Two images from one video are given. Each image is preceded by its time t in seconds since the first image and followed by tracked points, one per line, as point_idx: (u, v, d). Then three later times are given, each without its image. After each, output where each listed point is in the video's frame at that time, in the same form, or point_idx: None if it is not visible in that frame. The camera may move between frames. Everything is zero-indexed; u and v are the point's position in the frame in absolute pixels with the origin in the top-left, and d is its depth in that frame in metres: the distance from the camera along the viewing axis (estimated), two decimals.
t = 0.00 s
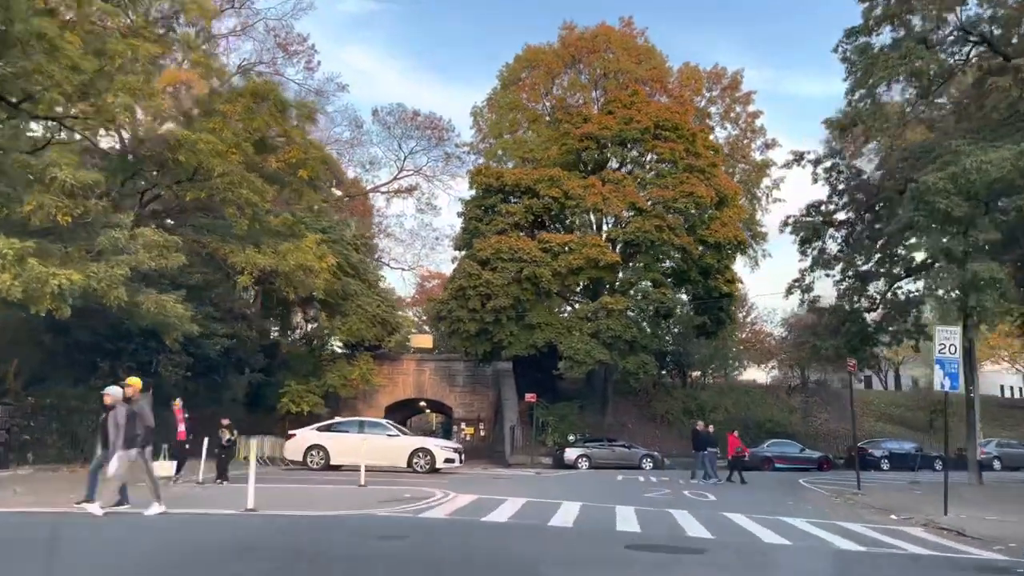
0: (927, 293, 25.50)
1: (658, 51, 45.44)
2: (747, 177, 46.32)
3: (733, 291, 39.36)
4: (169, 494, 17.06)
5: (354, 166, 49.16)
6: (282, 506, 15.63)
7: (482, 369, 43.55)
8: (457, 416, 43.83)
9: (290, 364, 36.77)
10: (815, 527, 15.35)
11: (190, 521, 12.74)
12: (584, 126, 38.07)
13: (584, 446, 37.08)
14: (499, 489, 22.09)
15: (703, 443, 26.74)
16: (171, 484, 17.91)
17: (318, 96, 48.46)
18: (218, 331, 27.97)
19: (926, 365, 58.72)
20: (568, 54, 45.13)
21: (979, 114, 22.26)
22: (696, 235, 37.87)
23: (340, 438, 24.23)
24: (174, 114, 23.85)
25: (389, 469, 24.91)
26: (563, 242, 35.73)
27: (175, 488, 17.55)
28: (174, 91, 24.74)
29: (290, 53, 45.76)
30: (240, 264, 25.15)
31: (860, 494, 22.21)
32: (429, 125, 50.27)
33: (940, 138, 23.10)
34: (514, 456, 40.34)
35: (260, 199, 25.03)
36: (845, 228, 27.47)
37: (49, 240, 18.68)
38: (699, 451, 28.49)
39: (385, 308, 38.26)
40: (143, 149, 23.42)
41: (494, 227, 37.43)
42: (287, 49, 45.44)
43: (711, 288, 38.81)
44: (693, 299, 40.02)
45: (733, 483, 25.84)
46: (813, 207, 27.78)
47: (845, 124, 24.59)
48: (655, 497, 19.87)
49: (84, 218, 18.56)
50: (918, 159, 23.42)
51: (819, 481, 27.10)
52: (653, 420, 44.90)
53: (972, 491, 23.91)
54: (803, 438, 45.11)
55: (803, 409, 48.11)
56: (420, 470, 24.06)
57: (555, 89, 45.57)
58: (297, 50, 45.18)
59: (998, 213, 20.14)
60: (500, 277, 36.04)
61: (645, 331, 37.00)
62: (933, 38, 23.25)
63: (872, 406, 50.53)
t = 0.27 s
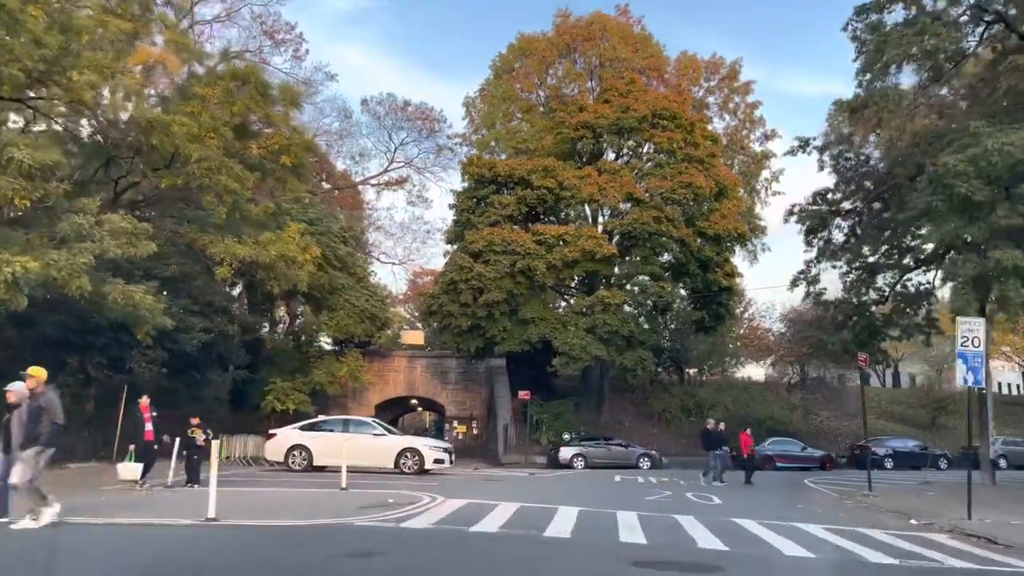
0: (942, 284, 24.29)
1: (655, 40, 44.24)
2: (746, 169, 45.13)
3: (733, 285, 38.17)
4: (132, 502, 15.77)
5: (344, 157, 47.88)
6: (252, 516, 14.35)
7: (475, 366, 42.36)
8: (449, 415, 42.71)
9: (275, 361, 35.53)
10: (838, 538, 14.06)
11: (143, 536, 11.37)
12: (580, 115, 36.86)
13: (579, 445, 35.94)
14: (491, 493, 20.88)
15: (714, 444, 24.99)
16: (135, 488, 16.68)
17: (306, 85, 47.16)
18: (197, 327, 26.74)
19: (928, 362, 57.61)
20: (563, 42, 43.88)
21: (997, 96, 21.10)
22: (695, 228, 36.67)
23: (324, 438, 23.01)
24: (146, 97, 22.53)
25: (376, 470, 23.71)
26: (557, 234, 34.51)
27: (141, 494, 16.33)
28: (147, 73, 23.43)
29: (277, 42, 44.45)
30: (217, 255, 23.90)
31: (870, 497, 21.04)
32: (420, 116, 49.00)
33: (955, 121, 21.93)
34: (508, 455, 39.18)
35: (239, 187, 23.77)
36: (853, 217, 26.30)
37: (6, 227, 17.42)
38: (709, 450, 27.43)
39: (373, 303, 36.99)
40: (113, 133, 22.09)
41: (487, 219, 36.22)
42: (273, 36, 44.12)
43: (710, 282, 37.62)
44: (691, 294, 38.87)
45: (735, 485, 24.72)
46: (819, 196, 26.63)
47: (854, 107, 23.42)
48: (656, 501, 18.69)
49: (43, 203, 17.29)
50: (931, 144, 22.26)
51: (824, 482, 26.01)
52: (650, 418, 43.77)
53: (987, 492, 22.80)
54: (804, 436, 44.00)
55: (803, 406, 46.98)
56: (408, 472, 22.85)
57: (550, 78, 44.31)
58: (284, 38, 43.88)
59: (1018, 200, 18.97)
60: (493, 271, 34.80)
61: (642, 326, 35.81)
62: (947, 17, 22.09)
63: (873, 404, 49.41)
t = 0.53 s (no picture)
0: (955, 275, 23.12)
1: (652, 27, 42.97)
2: (745, 160, 43.92)
3: (733, 278, 36.98)
4: (90, 511, 14.50)
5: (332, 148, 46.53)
6: (218, 527, 13.08)
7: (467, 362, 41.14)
8: (440, 412, 41.49)
9: (259, 357, 34.26)
10: (863, 549, 12.83)
11: (91, 554, 10.11)
12: (574, 103, 35.62)
13: (574, 444, 34.79)
14: (482, 495, 19.64)
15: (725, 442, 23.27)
16: (97, 494, 15.43)
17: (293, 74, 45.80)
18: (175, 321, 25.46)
19: (930, 357, 56.49)
20: (557, 29, 42.58)
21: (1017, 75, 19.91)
22: (694, 219, 35.45)
23: (306, 438, 21.77)
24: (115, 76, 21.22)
25: (361, 471, 22.49)
26: (552, 225, 33.27)
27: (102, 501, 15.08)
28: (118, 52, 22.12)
29: (262, 29, 43.10)
30: (194, 244, 22.38)
31: (883, 499, 19.87)
32: (410, 106, 47.71)
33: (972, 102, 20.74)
34: (500, 454, 37.98)
35: (216, 173, 22.48)
36: (862, 205, 25.10)
37: None
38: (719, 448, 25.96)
39: (361, 297, 35.70)
40: (79, 115, 20.76)
41: (479, 210, 34.96)
42: (259, 23, 42.76)
43: (709, 275, 36.40)
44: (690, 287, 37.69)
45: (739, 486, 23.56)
46: (826, 183, 25.42)
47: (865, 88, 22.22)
48: (659, 505, 17.50)
49: None
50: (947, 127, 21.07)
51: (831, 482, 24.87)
52: (647, 415, 42.61)
53: (1004, 494, 21.68)
54: (805, 434, 42.87)
55: (804, 403, 45.85)
56: (394, 473, 21.64)
57: (544, 66, 43.04)
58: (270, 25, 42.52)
59: None
60: (485, 263, 33.54)
61: (640, 321, 34.58)
62: None
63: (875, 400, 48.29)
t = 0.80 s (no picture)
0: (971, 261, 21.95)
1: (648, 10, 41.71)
2: (744, 148, 42.74)
3: (733, 269, 35.80)
4: (39, 518, 13.20)
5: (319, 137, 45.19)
6: (178, 539, 11.75)
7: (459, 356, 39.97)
8: (431, 408, 40.27)
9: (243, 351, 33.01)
10: (889, 556, 11.68)
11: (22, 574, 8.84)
12: (569, 87, 34.41)
13: (570, 440, 33.69)
14: (472, 496, 18.39)
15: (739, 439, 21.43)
16: (50, 500, 14.17)
17: (279, 60, 44.38)
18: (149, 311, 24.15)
19: (931, 351, 55.52)
20: (551, 13, 41.29)
21: None
22: (693, 207, 34.25)
23: (285, 434, 20.49)
24: (79, 50, 19.86)
25: (344, 469, 21.22)
26: (546, 213, 32.01)
27: (54, 508, 13.83)
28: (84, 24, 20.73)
29: (246, 13, 41.70)
30: (166, 230, 20.98)
31: (900, 498, 18.68)
32: (399, 93, 46.40)
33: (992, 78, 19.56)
34: (493, 450, 36.77)
35: (190, 154, 21.15)
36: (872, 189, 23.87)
37: None
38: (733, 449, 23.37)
39: (348, 288, 34.39)
40: (42, 91, 19.39)
41: (470, 198, 33.70)
42: (243, 6, 41.37)
43: (709, 265, 35.21)
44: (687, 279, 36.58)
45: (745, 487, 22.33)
46: (834, 167, 24.22)
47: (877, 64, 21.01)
48: (661, 507, 16.30)
49: None
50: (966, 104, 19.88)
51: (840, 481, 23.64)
52: (643, 410, 41.48)
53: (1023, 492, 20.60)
54: (807, 428, 41.79)
55: (804, 398, 44.74)
56: (379, 471, 20.38)
57: (537, 51, 41.78)
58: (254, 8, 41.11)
59: None
60: (477, 252, 32.24)
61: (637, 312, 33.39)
62: None
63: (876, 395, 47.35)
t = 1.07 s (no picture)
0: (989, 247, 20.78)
1: None
2: (743, 135, 41.52)
3: (733, 258, 34.59)
4: None
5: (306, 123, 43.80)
6: (125, 554, 10.51)
7: (450, 349, 38.76)
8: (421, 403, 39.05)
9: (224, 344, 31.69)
10: (921, 566, 10.50)
11: None
12: (564, 69, 33.10)
13: (564, 436, 32.49)
14: (461, 497, 17.14)
15: (754, 434, 19.76)
16: None
17: (263, 44, 42.94)
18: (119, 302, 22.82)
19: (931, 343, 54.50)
20: None
21: None
22: (692, 194, 33.01)
23: (261, 431, 19.18)
24: (39, 20, 18.48)
25: (325, 468, 19.94)
26: (540, 200, 30.71)
27: None
28: None
29: None
30: (134, 214, 19.61)
31: (916, 498, 17.53)
32: (388, 79, 45.06)
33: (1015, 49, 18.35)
34: (485, 447, 35.50)
35: (160, 132, 19.79)
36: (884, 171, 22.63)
37: None
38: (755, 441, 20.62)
39: (334, 279, 33.07)
40: None
41: (461, 184, 32.38)
42: None
43: (708, 254, 33.99)
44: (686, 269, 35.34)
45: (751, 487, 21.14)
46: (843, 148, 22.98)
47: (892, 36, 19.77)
48: (664, 509, 15.09)
49: None
50: (987, 78, 18.67)
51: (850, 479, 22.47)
52: (640, 404, 40.29)
53: None
54: (807, 423, 40.69)
55: (804, 391, 43.62)
56: (362, 471, 19.14)
57: (530, 35, 40.45)
58: None
59: None
60: (468, 241, 30.92)
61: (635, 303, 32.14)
62: None
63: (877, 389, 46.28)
